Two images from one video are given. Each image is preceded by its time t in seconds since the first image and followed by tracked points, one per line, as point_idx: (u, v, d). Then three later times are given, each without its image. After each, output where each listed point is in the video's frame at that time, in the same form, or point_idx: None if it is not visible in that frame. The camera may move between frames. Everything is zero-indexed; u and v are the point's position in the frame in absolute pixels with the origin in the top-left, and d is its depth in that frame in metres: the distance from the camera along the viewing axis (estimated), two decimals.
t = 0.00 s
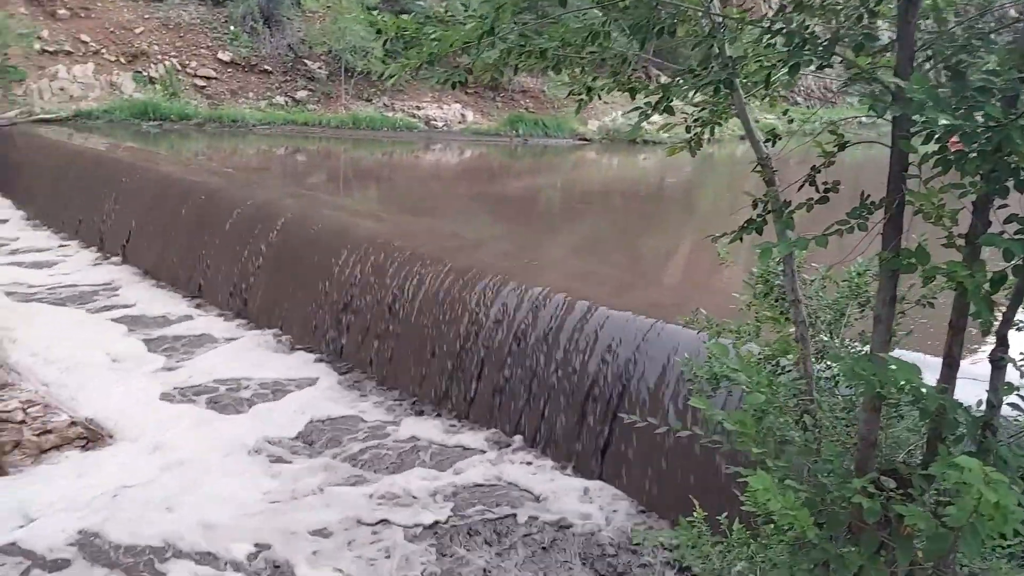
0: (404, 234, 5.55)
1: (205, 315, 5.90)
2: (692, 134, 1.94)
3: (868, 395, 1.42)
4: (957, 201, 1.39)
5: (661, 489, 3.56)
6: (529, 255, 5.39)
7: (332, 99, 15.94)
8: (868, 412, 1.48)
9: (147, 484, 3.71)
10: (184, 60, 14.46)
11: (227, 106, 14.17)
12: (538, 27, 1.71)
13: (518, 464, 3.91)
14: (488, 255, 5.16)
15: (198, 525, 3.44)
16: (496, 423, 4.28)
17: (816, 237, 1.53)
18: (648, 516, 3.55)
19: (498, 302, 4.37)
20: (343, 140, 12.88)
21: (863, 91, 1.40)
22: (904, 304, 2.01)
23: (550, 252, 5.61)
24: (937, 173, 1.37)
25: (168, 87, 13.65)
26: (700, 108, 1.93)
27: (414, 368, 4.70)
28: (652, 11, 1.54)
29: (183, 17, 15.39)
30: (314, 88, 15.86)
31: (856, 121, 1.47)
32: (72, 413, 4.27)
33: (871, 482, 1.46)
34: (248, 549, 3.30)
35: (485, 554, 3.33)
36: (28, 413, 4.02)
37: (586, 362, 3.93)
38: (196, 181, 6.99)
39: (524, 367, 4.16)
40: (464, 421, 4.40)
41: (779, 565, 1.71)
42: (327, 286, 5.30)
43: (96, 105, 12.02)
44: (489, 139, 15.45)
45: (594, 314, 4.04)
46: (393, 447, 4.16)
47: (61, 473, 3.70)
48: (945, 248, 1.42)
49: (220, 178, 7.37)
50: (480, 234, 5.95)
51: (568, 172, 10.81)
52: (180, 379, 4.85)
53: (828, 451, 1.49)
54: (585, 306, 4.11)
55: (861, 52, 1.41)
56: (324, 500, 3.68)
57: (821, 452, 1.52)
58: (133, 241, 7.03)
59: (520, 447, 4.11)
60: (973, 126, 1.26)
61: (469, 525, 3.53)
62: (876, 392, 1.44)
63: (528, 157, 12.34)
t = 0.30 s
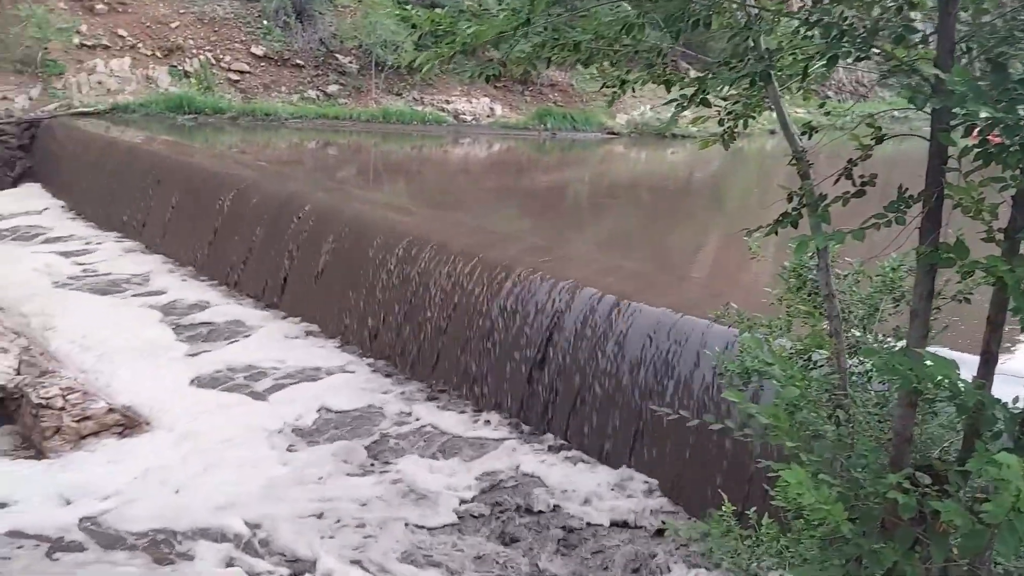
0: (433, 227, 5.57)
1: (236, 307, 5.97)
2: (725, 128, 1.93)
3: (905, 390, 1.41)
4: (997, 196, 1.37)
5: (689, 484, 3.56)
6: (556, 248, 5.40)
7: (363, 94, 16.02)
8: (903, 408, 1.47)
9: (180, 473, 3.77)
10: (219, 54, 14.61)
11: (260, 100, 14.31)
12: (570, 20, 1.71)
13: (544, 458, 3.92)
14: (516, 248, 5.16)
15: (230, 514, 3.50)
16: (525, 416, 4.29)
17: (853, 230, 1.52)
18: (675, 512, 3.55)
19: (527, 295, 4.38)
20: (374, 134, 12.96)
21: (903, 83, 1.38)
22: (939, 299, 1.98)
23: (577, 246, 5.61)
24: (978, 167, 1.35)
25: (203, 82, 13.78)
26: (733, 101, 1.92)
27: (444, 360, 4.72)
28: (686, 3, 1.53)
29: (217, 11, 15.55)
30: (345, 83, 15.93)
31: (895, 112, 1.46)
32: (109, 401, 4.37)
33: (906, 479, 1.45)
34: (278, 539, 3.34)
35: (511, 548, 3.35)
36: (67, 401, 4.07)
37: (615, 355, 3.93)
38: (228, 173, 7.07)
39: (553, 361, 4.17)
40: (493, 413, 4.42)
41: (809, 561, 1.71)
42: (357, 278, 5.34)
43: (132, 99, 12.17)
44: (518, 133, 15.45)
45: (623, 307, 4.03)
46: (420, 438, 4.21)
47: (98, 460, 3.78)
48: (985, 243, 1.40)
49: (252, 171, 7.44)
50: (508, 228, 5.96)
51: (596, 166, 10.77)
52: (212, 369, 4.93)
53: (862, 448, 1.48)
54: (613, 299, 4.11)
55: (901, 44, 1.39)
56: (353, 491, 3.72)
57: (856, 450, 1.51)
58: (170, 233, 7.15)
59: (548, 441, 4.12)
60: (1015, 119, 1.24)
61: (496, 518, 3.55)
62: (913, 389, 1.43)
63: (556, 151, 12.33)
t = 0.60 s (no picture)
0: (464, 220, 5.59)
1: (268, 299, 6.04)
2: (760, 121, 1.92)
3: (944, 387, 1.39)
4: None
5: (720, 482, 3.55)
6: (586, 243, 5.39)
7: (394, 88, 16.10)
8: (942, 406, 1.45)
9: (214, 461, 3.84)
10: (253, 49, 14.76)
11: (294, 94, 14.45)
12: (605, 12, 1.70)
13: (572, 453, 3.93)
14: (545, 242, 5.17)
15: (259, 502, 3.55)
16: (554, 410, 4.29)
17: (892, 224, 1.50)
18: (705, 508, 3.53)
19: (557, 290, 4.38)
20: (404, 128, 13.01)
21: (946, 76, 1.36)
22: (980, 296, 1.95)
23: (607, 241, 5.60)
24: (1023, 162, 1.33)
25: (238, 77, 13.94)
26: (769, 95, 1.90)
27: (473, 354, 4.74)
28: None
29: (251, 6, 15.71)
30: (376, 77, 16.00)
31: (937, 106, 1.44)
32: (146, 389, 4.45)
33: (944, 478, 1.43)
34: (305, 528, 3.39)
35: (537, 541, 3.36)
36: (106, 388, 4.11)
37: (645, 351, 3.92)
38: (261, 167, 7.15)
39: (583, 355, 4.17)
40: (522, 407, 4.43)
41: (841, 558, 1.69)
42: (388, 272, 5.38)
43: (169, 94, 12.35)
44: (548, 127, 15.43)
45: (652, 302, 4.02)
46: (448, 431, 4.23)
47: (136, 447, 3.86)
48: None
49: (284, 164, 7.51)
50: (537, 222, 5.96)
51: (627, 160, 10.72)
52: (246, 360, 5.00)
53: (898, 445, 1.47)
54: (643, 294, 4.09)
55: (943, 37, 1.37)
56: (381, 482, 3.76)
57: (893, 448, 1.49)
58: (205, 226, 7.26)
59: (577, 435, 4.13)
60: None
61: (522, 511, 3.57)
62: (952, 386, 1.41)
63: (586, 145, 12.30)
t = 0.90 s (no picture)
0: (496, 214, 5.60)
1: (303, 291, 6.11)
2: (800, 115, 1.90)
3: (989, 384, 1.37)
4: None
5: (756, 478, 3.53)
6: (619, 237, 5.38)
7: (427, 82, 16.13)
8: (986, 404, 1.44)
9: (250, 450, 3.90)
10: (290, 44, 14.88)
11: (329, 89, 14.55)
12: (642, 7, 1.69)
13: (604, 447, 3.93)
14: (578, 236, 5.16)
15: (294, 491, 3.60)
16: (587, 405, 4.29)
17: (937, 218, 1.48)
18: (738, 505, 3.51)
19: (589, 285, 4.38)
20: (438, 122, 13.04)
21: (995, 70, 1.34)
22: None
23: (640, 235, 5.58)
24: None
25: (275, 71, 14.10)
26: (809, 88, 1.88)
27: (506, 348, 4.76)
28: None
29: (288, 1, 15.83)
30: (411, 71, 16.05)
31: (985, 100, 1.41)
32: (186, 378, 4.54)
33: (987, 477, 1.41)
34: (340, 516, 3.43)
35: (568, 535, 3.36)
36: (148, 375, 4.17)
37: (678, 346, 3.90)
38: (296, 160, 7.22)
39: (615, 351, 4.16)
40: (554, 402, 4.44)
41: (879, 556, 1.68)
42: (421, 265, 5.42)
43: (208, 88, 12.52)
44: (581, 121, 15.37)
45: (686, 297, 4.00)
46: (480, 423, 4.26)
47: (175, 434, 3.93)
48: None
49: (319, 157, 7.58)
50: (570, 217, 5.96)
51: (660, 155, 10.67)
52: (281, 351, 5.07)
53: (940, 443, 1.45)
54: (677, 289, 4.07)
55: (993, 29, 1.34)
56: (415, 472, 3.79)
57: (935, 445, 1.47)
58: (242, 218, 7.36)
59: (610, 430, 4.13)
60: None
61: (554, 505, 3.57)
62: (998, 383, 1.39)
63: (620, 140, 12.23)
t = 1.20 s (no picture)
0: (530, 207, 5.60)
1: (341, 283, 6.17)
2: (845, 107, 1.87)
3: None
4: None
5: (794, 474, 3.50)
6: (653, 232, 5.34)
7: (464, 76, 16.13)
8: None
9: (289, 439, 3.94)
10: (329, 38, 14.97)
11: (367, 82, 14.62)
12: None
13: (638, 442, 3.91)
14: (613, 229, 5.14)
15: (330, 480, 3.64)
16: (622, 401, 4.28)
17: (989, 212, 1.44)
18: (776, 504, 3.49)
19: (624, 279, 4.36)
20: (474, 115, 13.04)
21: None
22: None
23: (674, 230, 5.55)
24: None
25: (314, 65, 14.22)
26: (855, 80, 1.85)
27: (541, 343, 4.76)
28: None
29: None
30: (448, 65, 16.08)
31: None
32: (228, 366, 4.61)
33: None
34: (376, 506, 3.46)
35: (601, 529, 3.36)
36: (191, 363, 4.26)
37: (714, 342, 3.88)
38: (334, 153, 7.28)
39: (651, 347, 4.14)
40: (591, 396, 4.43)
41: (922, 556, 1.65)
42: (456, 258, 5.44)
43: (249, 82, 12.67)
44: (618, 114, 15.27)
45: (722, 293, 3.97)
46: (514, 416, 4.27)
47: (216, 421, 3.99)
48: None
49: (357, 150, 7.63)
50: (604, 210, 5.93)
51: (697, 148, 10.58)
52: (319, 341, 5.13)
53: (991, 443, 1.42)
54: (712, 284, 4.05)
55: None
56: (450, 462, 3.82)
57: (985, 444, 1.44)
58: (281, 211, 7.45)
59: (645, 426, 4.11)
60: None
61: (587, 499, 3.56)
62: None
63: (657, 133, 12.13)
